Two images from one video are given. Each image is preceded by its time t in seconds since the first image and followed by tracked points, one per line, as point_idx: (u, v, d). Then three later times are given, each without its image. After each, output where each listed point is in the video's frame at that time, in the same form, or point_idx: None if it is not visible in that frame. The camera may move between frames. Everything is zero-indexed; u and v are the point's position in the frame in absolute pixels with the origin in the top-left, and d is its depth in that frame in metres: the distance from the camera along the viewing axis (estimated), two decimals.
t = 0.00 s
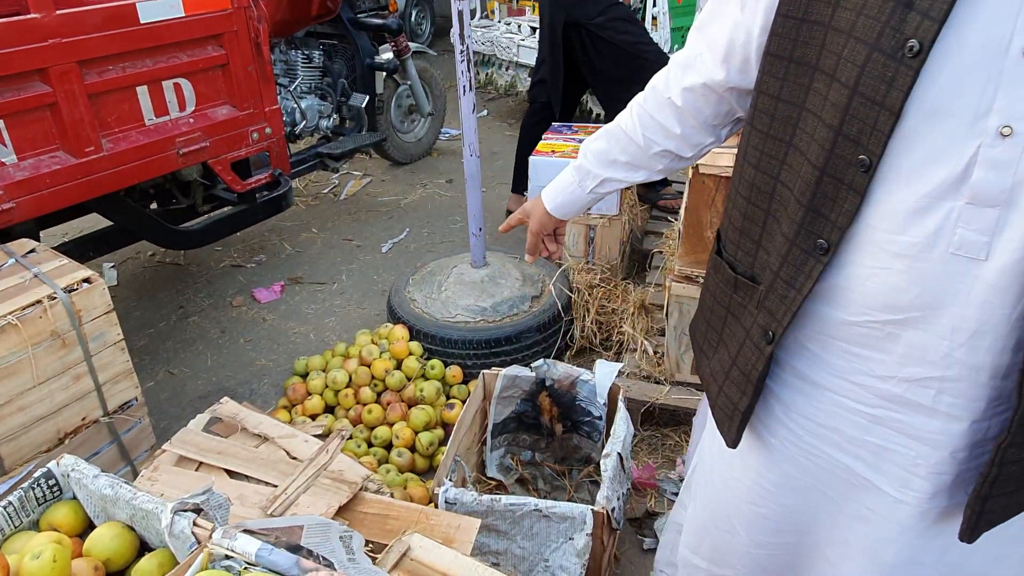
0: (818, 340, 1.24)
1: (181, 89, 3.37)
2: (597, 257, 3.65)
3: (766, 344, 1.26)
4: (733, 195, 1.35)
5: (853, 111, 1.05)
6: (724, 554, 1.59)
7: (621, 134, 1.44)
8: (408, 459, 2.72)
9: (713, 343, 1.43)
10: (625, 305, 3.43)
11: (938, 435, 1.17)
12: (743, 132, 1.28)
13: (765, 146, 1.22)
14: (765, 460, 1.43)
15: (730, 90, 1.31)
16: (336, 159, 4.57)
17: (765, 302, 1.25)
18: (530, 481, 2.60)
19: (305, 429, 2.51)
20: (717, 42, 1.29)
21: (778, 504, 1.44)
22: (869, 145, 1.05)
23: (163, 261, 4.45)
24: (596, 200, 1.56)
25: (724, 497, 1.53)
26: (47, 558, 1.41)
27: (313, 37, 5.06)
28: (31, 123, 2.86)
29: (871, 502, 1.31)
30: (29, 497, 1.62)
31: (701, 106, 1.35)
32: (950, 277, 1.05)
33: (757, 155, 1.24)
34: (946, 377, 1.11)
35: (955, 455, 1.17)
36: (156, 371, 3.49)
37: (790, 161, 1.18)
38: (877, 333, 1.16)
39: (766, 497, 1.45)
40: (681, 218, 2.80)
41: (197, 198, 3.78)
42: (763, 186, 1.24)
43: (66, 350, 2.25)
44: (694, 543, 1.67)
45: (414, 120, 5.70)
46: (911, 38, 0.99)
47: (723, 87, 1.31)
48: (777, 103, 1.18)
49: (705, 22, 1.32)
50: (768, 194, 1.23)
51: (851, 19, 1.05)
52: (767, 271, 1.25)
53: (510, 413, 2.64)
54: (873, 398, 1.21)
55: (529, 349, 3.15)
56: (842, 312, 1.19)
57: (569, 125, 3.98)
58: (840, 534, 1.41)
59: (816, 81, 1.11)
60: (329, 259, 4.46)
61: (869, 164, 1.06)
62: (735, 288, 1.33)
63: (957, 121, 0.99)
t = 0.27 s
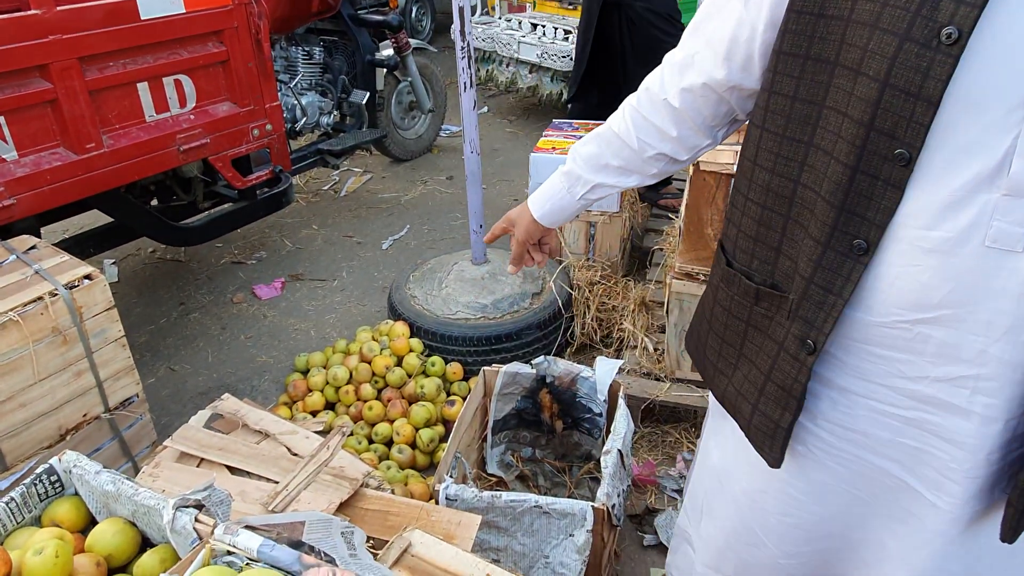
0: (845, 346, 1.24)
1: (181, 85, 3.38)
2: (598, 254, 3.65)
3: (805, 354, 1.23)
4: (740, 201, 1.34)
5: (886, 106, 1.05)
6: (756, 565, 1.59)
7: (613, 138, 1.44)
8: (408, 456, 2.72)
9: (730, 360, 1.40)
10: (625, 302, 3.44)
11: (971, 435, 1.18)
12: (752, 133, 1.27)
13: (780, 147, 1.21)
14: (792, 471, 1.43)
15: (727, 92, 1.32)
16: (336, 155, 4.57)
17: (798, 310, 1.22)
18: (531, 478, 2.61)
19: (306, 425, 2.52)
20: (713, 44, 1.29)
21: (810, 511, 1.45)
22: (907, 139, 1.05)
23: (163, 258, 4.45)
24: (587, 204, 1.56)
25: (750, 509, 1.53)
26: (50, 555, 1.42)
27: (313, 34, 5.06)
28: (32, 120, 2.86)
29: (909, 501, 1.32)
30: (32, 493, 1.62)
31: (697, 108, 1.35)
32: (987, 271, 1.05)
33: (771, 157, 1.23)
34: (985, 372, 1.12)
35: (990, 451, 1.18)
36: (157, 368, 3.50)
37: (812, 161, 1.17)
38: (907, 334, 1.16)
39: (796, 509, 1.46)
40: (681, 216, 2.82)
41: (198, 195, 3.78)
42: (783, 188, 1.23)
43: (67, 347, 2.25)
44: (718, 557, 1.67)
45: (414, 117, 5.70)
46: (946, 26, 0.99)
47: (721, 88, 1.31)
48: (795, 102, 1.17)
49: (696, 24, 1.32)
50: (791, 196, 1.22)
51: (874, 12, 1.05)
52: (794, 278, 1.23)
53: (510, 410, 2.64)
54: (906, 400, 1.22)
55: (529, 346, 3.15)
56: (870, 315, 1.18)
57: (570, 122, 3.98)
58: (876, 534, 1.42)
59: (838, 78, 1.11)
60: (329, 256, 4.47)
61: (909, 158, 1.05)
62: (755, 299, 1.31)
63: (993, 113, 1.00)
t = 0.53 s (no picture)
0: (826, 342, 1.26)
1: (180, 84, 3.38)
2: (597, 252, 3.66)
3: (795, 352, 1.25)
4: (717, 204, 1.35)
5: (856, 99, 1.07)
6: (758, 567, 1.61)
7: (596, 149, 1.45)
8: (407, 454, 2.73)
9: (718, 365, 1.41)
10: (625, 301, 3.44)
11: (949, 428, 1.19)
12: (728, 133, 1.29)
13: (757, 147, 1.23)
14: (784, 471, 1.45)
15: (706, 97, 1.33)
16: (336, 154, 4.57)
17: (784, 310, 1.24)
18: (529, 476, 2.61)
19: (305, 424, 2.52)
20: (690, 50, 1.30)
21: (802, 507, 1.48)
22: (877, 130, 1.07)
23: (163, 256, 4.46)
24: (574, 218, 1.56)
25: (747, 510, 1.55)
26: (48, 552, 1.42)
27: (312, 32, 5.07)
28: (31, 119, 2.86)
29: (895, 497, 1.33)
30: (31, 491, 1.62)
31: (677, 116, 1.36)
32: (960, 260, 1.07)
33: (748, 156, 1.25)
34: (960, 363, 1.13)
35: (968, 442, 1.19)
36: (156, 366, 3.50)
37: (787, 159, 1.19)
38: (881, 327, 1.18)
39: (788, 506, 1.48)
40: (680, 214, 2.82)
41: (197, 193, 3.78)
42: (760, 187, 1.24)
43: (67, 345, 2.26)
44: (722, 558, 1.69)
45: (413, 115, 5.70)
46: (909, 18, 1.02)
47: (700, 94, 1.33)
48: (768, 100, 1.19)
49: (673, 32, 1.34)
50: (769, 194, 1.23)
51: (841, 8, 1.07)
52: (775, 277, 1.25)
53: (509, 408, 2.65)
54: (884, 394, 1.24)
55: (528, 344, 3.15)
56: (846, 310, 1.20)
57: (569, 120, 3.98)
58: (867, 529, 1.43)
59: (808, 76, 1.13)
60: (328, 254, 4.47)
61: (879, 149, 1.07)
62: (738, 302, 1.32)
63: (958, 103, 1.02)
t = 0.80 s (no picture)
0: (761, 327, 1.31)
1: (180, 83, 3.38)
2: (597, 251, 3.66)
3: (726, 336, 1.29)
4: (667, 194, 1.41)
5: (779, 89, 1.13)
6: (714, 553, 1.64)
7: (566, 147, 1.51)
8: (407, 452, 2.74)
9: (667, 348, 1.47)
10: (625, 299, 3.45)
11: (873, 408, 1.23)
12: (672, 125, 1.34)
13: (697, 138, 1.29)
14: (729, 456, 1.48)
15: (662, 95, 1.38)
16: (335, 153, 4.57)
17: (718, 294, 1.30)
18: (530, 474, 2.62)
19: (305, 422, 2.53)
20: (645, 50, 1.35)
21: (749, 490, 1.51)
22: (798, 118, 1.13)
23: (162, 255, 4.46)
24: (549, 216, 1.61)
25: (702, 496, 1.59)
26: (49, 550, 1.42)
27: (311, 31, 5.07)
28: (30, 118, 2.86)
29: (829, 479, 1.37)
30: (32, 489, 1.63)
31: (637, 112, 1.42)
32: (877, 243, 1.12)
33: (690, 147, 1.31)
34: (880, 343, 1.18)
35: (891, 421, 1.24)
36: (157, 365, 3.51)
37: (723, 148, 1.25)
38: (808, 310, 1.23)
39: (734, 489, 1.51)
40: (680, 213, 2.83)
41: (197, 192, 3.78)
42: (699, 176, 1.30)
43: (67, 344, 2.26)
44: (682, 544, 1.72)
45: (413, 114, 5.70)
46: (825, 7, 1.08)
47: (655, 92, 1.38)
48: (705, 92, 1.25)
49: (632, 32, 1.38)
50: (706, 181, 1.29)
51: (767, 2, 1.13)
52: (714, 262, 1.30)
53: (508, 407, 2.65)
54: (814, 376, 1.29)
55: (528, 343, 3.16)
56: (776, 294, 1.25)
57: (569, 119, 3.98)
58: (809, 512, 1.47)
59: (740, 67, 1.19)
60: (328, 253, 4.47)
61: (800, 136, 1.13)
62: (682, 288, 1.38)
63: (870, 92, 1.08)
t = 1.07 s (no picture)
0: (692, 317, 1.30)
1: (181, 81, 3.38)
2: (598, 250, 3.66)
3: (657, 326, 1.30)
4: (612, 190, 1.42)
5: (699, 84, 1.15)
6: (660, 547, 1.62)
7: (526, 146, 1.52)
8: (408, 451, 2.74)
9: (614, 340, 1.47)
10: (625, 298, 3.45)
11: (794, 397, 1.23)
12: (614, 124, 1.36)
13: (634, 134, 1.30)
14: (668, 447, 1.48)
15: (610, 94, 1.40)
16: (336, 151, 4.57)
17: (652, 285, 1.31)
18: (530, 473, 2.62)
19: (306, 420, 2.53)
20: (592, 50, 1.36)
21: (692, 483, 1.49)
22: (717, 113, 1.14)
23: (164, 253, 4.47)
24: (515, 216, 1.61)
25: (650, 490, 1.57)
26: (53, 547, 1.43)
27: (311, 30, 5.08)
28: (31, 116, 2.87)
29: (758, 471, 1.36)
30: (35, 486, 1.63)
31: (589, 112, 1.43)
32: (793, 233, 1.13)
33: (627, 142, 1.32)
34: (798, 332, 1.19)
35: (813, 410, 1.24)
36: (157, 363, 3.51)
37: (656, 144, 1.26)
38: (734, 300, 1.23)
39: (677, 483, 1.50)
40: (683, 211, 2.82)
41: (198, 190, 3.78)
42: (635, 171, 1.32)
43: (69, 342, 2.26)
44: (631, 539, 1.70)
45: (414, 113, 5.71)
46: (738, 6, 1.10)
47: (605, 91, 1.39)
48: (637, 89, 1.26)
49: (581, 33, 1.40)
50: (640, 174, 1.31)
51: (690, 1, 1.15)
52: (649, 255, 1.32)
53: (509, 405, 2.65)
54: (742, 366, 1.28)
55: (529, 341, 3.16)
56: (705, 284, 1.25)
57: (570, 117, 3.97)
58: (744, 507, 1.45)
59: (668, 64, 1.20)
60: (328, 251, 4.48)
61: (719, 131, 1.15)
62: (623, 280, 1.39)
63: (784, 86, 1.09)
